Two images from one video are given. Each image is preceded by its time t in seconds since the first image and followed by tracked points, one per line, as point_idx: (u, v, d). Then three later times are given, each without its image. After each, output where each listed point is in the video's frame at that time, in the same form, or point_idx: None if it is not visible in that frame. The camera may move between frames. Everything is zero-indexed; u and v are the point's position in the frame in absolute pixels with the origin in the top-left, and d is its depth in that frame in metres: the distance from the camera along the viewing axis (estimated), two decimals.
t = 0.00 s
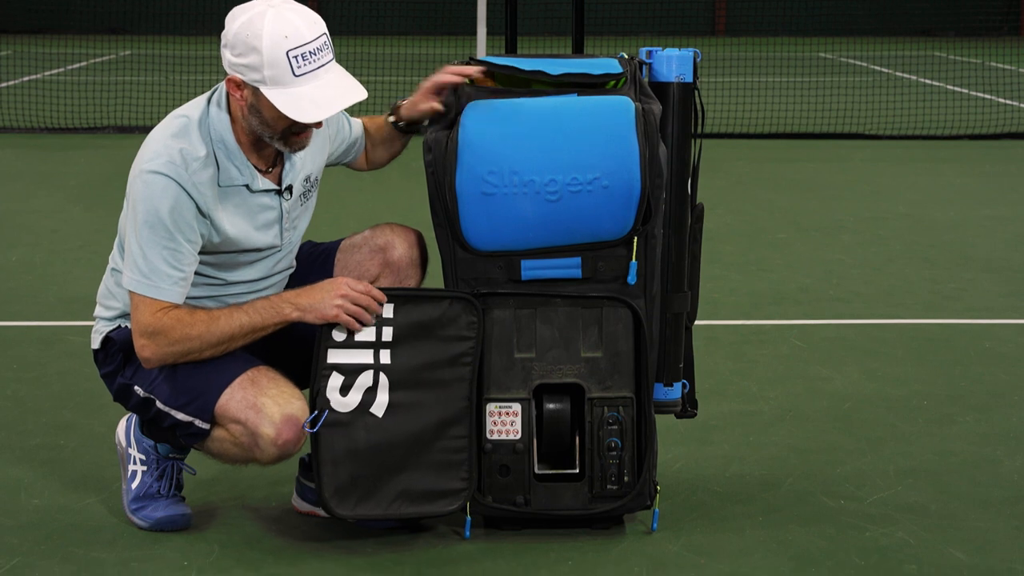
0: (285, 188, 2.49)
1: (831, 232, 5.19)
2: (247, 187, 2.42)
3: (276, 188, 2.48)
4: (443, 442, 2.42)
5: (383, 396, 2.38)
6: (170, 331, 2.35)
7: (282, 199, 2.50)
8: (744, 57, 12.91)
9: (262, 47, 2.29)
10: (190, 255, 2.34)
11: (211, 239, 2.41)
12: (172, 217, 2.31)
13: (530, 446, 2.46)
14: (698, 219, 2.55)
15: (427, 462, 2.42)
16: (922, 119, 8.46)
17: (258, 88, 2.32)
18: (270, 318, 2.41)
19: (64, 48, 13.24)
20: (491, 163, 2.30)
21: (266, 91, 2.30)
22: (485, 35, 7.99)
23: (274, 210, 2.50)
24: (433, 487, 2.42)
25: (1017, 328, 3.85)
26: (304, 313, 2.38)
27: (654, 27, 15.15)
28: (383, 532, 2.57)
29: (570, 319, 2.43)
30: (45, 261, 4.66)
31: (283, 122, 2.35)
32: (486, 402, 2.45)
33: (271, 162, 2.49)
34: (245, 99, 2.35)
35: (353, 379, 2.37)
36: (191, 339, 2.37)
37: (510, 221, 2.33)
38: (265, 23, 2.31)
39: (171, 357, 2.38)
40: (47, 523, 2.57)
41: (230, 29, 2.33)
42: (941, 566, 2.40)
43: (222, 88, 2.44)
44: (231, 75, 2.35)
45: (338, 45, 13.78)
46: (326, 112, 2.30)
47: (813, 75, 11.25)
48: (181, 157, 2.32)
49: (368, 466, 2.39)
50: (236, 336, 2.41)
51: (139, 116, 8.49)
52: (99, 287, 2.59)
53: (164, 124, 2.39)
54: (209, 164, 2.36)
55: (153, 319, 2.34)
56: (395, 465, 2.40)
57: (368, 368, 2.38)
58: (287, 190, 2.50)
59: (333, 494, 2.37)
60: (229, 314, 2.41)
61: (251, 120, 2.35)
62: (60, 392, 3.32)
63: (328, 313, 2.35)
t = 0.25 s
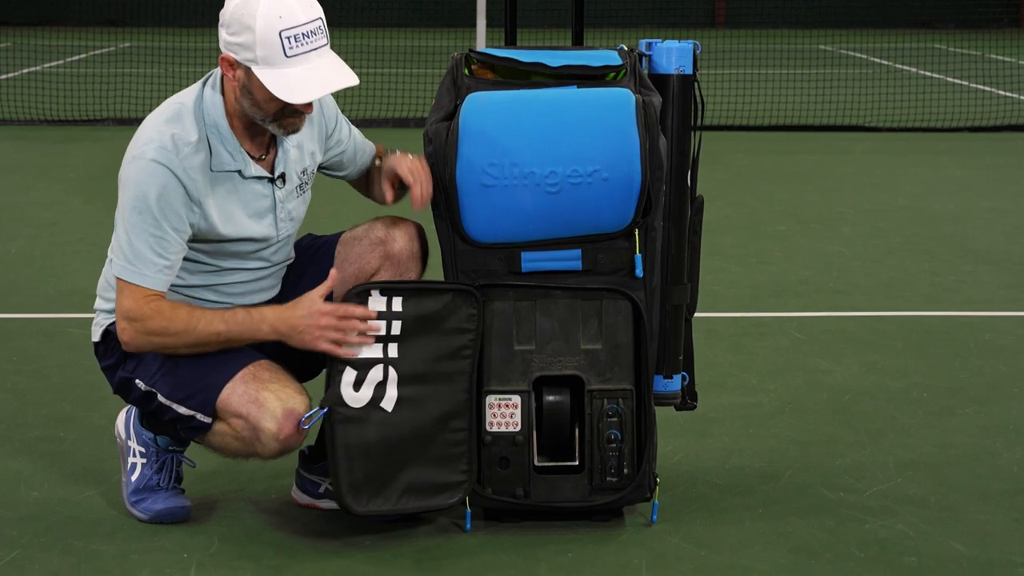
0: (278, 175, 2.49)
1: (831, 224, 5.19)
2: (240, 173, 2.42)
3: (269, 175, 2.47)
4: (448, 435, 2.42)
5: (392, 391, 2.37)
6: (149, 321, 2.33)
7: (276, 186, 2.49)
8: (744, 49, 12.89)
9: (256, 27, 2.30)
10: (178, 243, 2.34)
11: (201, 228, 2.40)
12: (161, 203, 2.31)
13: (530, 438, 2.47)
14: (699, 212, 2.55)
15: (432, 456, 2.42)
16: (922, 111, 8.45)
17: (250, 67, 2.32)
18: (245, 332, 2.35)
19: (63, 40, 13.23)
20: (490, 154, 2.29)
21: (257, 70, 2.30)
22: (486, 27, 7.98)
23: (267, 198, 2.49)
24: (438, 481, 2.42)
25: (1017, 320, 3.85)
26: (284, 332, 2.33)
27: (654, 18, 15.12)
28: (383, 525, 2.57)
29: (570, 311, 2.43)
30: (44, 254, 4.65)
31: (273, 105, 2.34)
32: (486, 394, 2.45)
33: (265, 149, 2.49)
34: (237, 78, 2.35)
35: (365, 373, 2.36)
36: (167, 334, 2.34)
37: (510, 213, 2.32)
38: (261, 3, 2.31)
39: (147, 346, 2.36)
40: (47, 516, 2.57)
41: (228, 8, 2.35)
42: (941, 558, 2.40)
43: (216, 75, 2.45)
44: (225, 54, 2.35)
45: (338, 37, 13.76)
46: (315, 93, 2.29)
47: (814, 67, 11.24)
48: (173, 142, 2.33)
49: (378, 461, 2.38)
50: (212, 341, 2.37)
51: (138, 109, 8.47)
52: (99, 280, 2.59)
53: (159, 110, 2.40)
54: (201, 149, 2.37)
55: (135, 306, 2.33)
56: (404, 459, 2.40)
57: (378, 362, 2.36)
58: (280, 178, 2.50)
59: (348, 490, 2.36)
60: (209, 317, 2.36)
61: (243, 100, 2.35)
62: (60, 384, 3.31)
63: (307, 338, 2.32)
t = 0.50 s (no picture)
0: (268, 164, 2.48)
1: (830, 218, 5.19)
2: (229, 159, 2.42)
3: (259, 162, 2.46)
4: (454, 430, 2.42)
5: (403, 388, 2.35)
6: (140, 314, 2.31)
7: (265, 174, 2.48)
8: (743, 43, 12.88)
9: (253, 7, 2.30)
10: (165, 226, 2.33)
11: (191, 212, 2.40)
12: (148, 184, 2.31)
13: (529, 432, 2.47)
14: (698, 206, 2.55)
15: (438, 452, 2.41)
16: (922, 106, 8.44)
17: (243, 47, 2.32)
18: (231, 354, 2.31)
19: (62, 34, 13.22)
20: (489, 148, 2.29)
21: (248, 49, 2.30)
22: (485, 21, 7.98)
23: (257, 186, 2.48)
24: (442, 476, 2.42)
25: (1017, 315, 3.85)
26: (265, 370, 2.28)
27: (654, 13, 15.09)
28: (383, 520, 2.57)
29: (570, 306, 2.43)
30: (43, 248, 4.65)
31: (260, 86, 2.33)
32: (485, 388, 2.45)
33: (257, 137, 2.48)
34: (230, 57, 2.35)
35: (379, 372, 2.33)
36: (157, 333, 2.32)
37: (510, 207, 2.32)
38: None
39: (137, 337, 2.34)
40: (46, 510, 2.57)
41: None
42: (940, 552, 2.40)
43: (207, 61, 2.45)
44: (221, 32, 2.35)
45: (337, 31, 13.73)
46: (302, 78, 2.29)
47: (813, 61, 11.23)
48: (162, 125, 2.33)
49: (391, 460, 2.36)
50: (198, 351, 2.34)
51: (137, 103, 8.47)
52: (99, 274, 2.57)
53: (150, 95, 2.40)
54: (190, 133, 2.37)
55: (132, 297, 2.31)
56: (414, 456, 2.39)
57: (390, 361, 2.34)
58: (269, 166, 2.48)
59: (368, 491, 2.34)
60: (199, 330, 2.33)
61: (233, 81, 2.35)
62: (59, 378, 3.31)
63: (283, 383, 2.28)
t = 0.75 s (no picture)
0: (267, 158, 2.48)
1: (830, 214, 5.19)
2: (230, 153, 2.42)
3: (259, 157, 2.46)
4: (459, 427, 2.43)
5: (416, 388, 2.33)
6: (177, 309, 2.32)
7: (265, 169, 2.48)
8: (743, 39, 12.87)
9: (258, 4, 2.29)
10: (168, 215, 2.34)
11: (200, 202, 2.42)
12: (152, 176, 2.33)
13: (528, 428, 2.47)
14: (697, 202, 2.55)
15: (444, 450, 2.41)
16: (922, 102, 8.44)
17: (249, 45, 2.31)
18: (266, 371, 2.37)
19: (61, 30, 13.20)
20: (489, 144, 2.28)
21: (255, 47, 2.29)
22: (485, 19, 7.99)
23: (258, 180, 2.48)
24: (449, 474, 2.42)
25: (1016, 311, 3.85)
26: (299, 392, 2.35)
27: (653, 8, 15.08)
28: (382, 516, 2.57)
29: (569, 302, 2.43)
30: (42, 244, 4.65)
31: (267, 82, 2.33)
32: (485, 384, 2.45)
33: (257, 131, 2.48)
34: (234, 55, 2.34)
35: (395, 373, 2.30)
36: (191, 330, 2.34)
37: (510, 203, 2.32)
38: None
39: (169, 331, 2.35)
40: (46, 506, 2.57)
41: None
42: (940, 548, 2.40)
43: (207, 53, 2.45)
44: (222, 31, 2.34)
45: (336, 27, 13.72)
46: (314, 72, 2.29)
47: (813, 57, 11.22)
48: (165, 116, 2.35)
49: (408, 461, 2.34)
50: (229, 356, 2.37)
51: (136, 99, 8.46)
52: (97, 267, 2.59)
53: (153, 87, 2.42)
54: (193, 125, 2.37)
55: (169, 291, 2.33)
56: (425, 456, 2.38)
57: (403, 361, 2.31)
58: (269, 160, 2.48)
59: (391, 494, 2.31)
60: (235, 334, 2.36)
61: (239, 79, 2.34)
62: (59, 374, 3.31)
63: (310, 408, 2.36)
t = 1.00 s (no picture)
0: (270, 159, 2.48)
1: (830, 213, 5.19)
2: (233, 153, 2.41)
3: (261, 158, 2.46)
4: (462, 426, 2.43)
5: (424, 387, 2.34)
6: (164, 303, 2.33)
7: (267, 170, 2.48)
8: (742, 38, 12.87)
9: (283, 19, 2.29)
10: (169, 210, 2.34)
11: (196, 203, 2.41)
12: (153, 171, 2.32)
13: (529, 427, 2.47)
14: (697, 200, 2.55)
15: (448, 448, 2.41)
16: (922, 100, 8.44)
17: (273, 59, 2.30)
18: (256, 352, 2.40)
19: (61, 29, 13.20)
20: (490, 143, 2.28)
21: (281, 62, 2.29)
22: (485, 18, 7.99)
23: (259, 180, 2.48)
24: (452, 472, 2.42)
25: (1016, 309, 3.85)
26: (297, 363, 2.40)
27: (653, 7, 15.08)
28: (383, 515, 2.57)
29: (569, 301, 2.43)
30: (42, 243, 4.65)
31: (286, 93, 2.34)
32: (485, 383, 2.45)
33: (261, 134, 2.47)
34: (252, 68, 2.33)
35: (405, 372, 2.30)
36: (181, 321, 2.35)
37: (510, 202, 2.32)
38: None
39: (157, 324, 2.35)
40: (46, 505, 2.57)
41: None
42: (940, 547, 2.40)
43: (215, 50, 2.45)
44: (239, 44, 2.32)
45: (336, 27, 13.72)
46: (344, 86, 2.30)
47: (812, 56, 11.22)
48: (167, 112, 2.35)
49: (418, 460, 2.34)
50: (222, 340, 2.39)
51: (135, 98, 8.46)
52: (95, 266, 2.59)
53: (158, 83, 2.41)
54: (196, 122, 2.38)
55: (155, 285, 2.33)
56: (433, 454, 2.38)
57: (411, 360, 2.31)
58: (271, 162, 2.48)
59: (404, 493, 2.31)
60: (225, 319, 2.37)
61: (254, 88, 2.35)
62: (58, 373, 3.32)
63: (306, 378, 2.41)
